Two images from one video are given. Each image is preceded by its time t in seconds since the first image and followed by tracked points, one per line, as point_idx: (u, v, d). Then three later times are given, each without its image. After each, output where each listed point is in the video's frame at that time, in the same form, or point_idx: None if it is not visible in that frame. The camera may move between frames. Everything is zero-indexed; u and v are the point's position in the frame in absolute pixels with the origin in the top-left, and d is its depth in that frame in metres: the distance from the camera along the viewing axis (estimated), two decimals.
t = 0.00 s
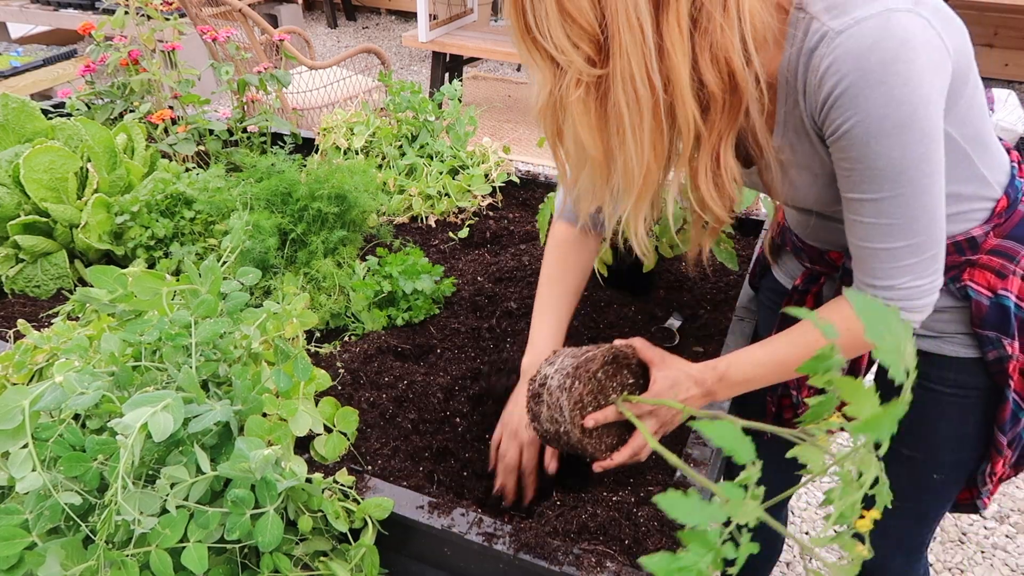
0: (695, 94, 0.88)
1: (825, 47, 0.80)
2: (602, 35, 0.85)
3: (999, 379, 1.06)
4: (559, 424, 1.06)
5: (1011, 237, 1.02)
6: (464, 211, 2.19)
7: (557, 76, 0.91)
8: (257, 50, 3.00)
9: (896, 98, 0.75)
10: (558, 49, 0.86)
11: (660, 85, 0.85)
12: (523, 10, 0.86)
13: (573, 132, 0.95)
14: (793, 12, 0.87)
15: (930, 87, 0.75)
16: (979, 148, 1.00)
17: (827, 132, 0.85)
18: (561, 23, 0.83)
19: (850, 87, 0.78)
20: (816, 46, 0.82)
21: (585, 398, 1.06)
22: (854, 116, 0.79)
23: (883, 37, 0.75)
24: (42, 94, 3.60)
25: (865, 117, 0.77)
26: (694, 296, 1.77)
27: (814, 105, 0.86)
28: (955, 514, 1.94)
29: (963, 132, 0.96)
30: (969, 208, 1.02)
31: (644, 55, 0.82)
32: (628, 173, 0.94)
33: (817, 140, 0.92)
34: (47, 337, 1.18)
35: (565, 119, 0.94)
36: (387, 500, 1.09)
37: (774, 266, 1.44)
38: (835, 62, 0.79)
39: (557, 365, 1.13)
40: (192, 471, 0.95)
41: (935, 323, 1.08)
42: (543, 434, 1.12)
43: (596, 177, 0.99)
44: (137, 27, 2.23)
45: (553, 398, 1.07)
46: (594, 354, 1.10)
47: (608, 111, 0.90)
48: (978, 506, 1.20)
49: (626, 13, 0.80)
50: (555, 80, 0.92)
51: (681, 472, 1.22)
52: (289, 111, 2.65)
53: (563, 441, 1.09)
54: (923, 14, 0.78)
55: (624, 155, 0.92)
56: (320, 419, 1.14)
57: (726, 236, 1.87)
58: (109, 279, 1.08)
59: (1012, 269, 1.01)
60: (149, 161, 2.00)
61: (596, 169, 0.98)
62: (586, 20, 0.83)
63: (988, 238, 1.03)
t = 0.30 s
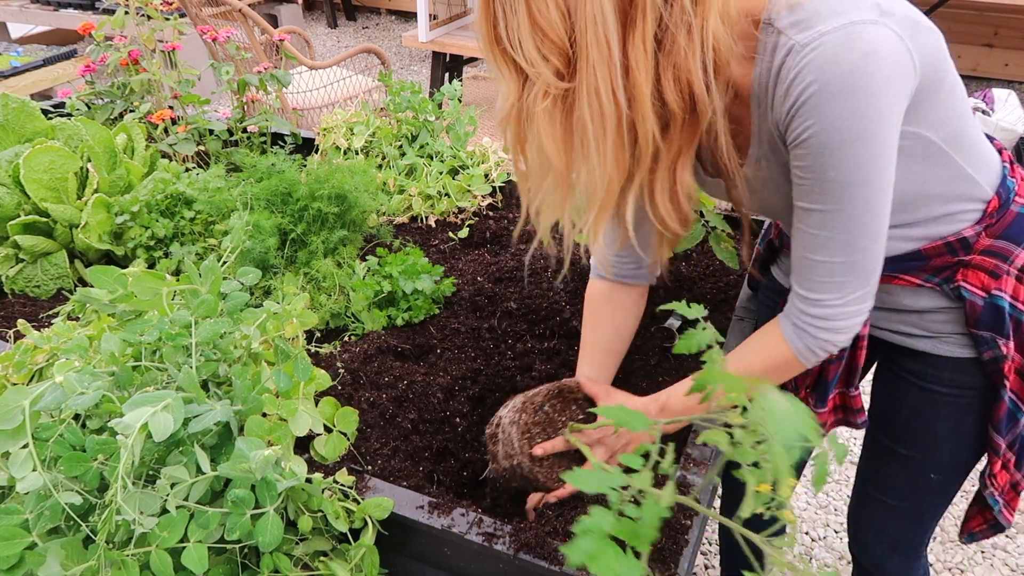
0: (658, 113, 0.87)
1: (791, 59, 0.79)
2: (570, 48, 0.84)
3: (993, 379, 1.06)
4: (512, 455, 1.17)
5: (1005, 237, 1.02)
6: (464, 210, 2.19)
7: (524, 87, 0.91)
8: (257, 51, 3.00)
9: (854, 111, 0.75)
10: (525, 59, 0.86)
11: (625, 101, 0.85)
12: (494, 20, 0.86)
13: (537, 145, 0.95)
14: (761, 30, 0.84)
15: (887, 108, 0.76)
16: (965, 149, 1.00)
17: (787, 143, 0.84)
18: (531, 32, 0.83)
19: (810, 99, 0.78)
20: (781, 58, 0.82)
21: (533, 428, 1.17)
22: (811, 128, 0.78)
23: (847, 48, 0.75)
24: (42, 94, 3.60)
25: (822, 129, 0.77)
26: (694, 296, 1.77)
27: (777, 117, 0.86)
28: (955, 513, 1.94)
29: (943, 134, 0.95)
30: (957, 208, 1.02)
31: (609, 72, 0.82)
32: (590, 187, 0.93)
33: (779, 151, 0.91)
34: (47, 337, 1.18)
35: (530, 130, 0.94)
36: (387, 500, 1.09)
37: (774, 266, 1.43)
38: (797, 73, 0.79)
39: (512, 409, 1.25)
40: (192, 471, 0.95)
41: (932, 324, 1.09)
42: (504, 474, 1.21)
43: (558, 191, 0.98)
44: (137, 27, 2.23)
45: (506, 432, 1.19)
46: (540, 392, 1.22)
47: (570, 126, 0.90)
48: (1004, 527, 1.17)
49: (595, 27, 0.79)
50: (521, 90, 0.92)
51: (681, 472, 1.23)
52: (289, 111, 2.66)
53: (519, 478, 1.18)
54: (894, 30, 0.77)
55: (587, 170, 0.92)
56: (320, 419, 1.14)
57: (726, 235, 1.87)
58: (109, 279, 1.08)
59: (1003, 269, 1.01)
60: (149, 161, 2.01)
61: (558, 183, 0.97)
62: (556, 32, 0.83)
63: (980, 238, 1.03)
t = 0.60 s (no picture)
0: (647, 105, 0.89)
1: (762, 74, 0.81)
2: (561, 41, 0.85)
3: (984, 383, 1.06)
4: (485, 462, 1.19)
5: (994, 240, 1.02)
6: (464, 210, 2.19)
7: (518, 77, 0.92)
8: (257, 50, 3.00)
9: (812, 131, 0.77)
10: (519, 52, 0.87)
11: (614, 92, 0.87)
12: (488, 10, 0.86)
13: (533, 129, 0.98)
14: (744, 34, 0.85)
15: (845, 127, 0.78)
16: (952, 155, 0.99)
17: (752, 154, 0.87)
18: (523, 26, 0.84)
19: (772, 115, 0.80)
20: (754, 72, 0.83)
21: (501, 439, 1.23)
22: (772, 143, 0.81)
23: (813, 68, 0.76)
24: (42, 94, 3.60)
25: (779, 146, 0.80)
26: (693, 296, 1.77)
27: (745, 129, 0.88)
28: (955, 514, 1.94)
29: (926, 144, 0.95)
30: (945, 212, 1.02)
31: (598, 66, 0.83)
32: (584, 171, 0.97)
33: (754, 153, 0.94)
34: (47, 337, 1.18)
35: (525, 116, 0.97)
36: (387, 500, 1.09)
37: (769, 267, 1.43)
38: (764, 89, 0.81)
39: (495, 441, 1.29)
40: (192, 471, 0.95)
41: (922, 327, 1.09)
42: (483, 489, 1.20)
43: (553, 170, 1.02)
44: (137, 27, 2.22)
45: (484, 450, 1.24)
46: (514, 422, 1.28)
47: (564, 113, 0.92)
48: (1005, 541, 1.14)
49: (584, 23, 0.80)
50: (516, 79, 0.93)
51: (680, 472, 1.23)
52: (289, 111, 2.66)
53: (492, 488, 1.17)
54: (865, 51, 0.79)
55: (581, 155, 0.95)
56: (320, 419, 1.14)
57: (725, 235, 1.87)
58: (109, 279, 1.08)
59: (991, 272, 1.01)
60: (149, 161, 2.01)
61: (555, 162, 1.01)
62: (546, 25, 0.83)
63: (969, 241, 1.03)
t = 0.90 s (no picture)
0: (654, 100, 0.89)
1: (757, 73, 0.81)
2: (567, 38, 0.86)
3: (982, 382, 1.06)
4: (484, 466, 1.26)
5: (991, 240, 1.02)
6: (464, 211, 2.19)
7: (524, 77, 0.92)
8: (257, 50, 3.00)
9: (800, 132, 0.77)
10: (524, 50, 0.87)
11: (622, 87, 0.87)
12: (491, 10, 0.87)
13: (538, 130, 0.98)
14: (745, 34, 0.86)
15: (834, 130, 0.78)
16: (949, 155, 0.99)
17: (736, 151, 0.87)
18: (528, 25, 0.84)
19: (761, 113, 0.80)
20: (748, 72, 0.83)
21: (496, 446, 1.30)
22: (759, 140, 0.81)
23: (808, 69, 0.76)
24: (42, 94, 3.60)
25: (767, 144, 0.80)
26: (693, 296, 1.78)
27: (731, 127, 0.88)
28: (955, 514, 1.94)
29: (921, 145, 0.95)
30: (942, 212, 1.02)
31: (606, 62, 0.84)
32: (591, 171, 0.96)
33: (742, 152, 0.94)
34: (47, 337, 1.18)
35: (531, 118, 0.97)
36: (387, 500, 1.09)
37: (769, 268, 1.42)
38: (757, 87, 0.80)
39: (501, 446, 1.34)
40: (192, 471, 0.95)
41: (921, 327, 1.09)
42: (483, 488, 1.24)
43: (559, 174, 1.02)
44: (137, 27, 2.22)
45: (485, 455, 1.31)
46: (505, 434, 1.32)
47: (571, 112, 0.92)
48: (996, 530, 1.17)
49: (592, 19, 0.80)
50: (521, 80, 0.93)
51: (680, 472, 1.23)
52: (289, 111, 2.66)
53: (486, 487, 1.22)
54: (861, 56, 0.79)
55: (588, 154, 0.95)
56: (320, 420, 1.14)
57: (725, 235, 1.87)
58: (109, 279, 1.08)
59: (988, 272, 1.01)
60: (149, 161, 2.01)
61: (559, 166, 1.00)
62: (552, 22, 0.83)
63: (966, 241, 1.03)
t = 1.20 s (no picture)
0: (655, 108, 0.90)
1: (752, 82, 0.81)
2: (569, 48, 0.86)
3: (983, 381, 1.06)
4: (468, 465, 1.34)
5: (990, 239, 1.02)
6: (464, 210, 2.19)
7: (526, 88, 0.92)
8: (257, 50, 3.00)
9: (789, 138, 0.77)
10: (525, 60, 0.87)
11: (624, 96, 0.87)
12: (492, 21, 0.87)
13: (540, 138, 0.98)
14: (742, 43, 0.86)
15: (826, 140, 0.78)
16: (945, 157, 0.99)
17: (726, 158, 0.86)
18: (529, 35, 0.84)
19: (755, 120, 0.79)
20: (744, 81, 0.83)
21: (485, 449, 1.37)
22: (750, 145, 0.80)
23: (803, 77, 0.76)
24: (42, 94, 3.60)
25: (759, 148, 0.79)
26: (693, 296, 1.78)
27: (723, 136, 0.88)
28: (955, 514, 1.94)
29: (918, 148, 0.95)
30: (940, 213, 1.02)
31: (608, 72, 0.84)
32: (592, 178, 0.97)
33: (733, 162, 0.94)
34: (47, 337, 1.18)
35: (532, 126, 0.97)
36: (387, 500, 1.09)
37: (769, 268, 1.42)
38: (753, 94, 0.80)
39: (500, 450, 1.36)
40: (192, 470, 0.95)
41: (921, 326, 1.09)
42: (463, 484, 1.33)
43: (561, 181, 1.02)
44: (137, 27, 2.22)
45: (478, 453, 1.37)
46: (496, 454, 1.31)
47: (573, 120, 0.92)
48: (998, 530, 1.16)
49: (593, 29, 0.80)
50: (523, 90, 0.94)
51: (681, 472, 1.23)
52: (289, 111, 2.66)
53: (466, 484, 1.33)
54: (857, 66, 0.79)
55: (589, 163, 0.95)
56: (321, 420, 1.14)
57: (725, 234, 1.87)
58: (109, 279, 1.08)
59: (988, 270, 1.01)
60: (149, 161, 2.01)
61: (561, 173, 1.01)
62: (554, 32, 0.83)
63: (965, 240, 1.03)
